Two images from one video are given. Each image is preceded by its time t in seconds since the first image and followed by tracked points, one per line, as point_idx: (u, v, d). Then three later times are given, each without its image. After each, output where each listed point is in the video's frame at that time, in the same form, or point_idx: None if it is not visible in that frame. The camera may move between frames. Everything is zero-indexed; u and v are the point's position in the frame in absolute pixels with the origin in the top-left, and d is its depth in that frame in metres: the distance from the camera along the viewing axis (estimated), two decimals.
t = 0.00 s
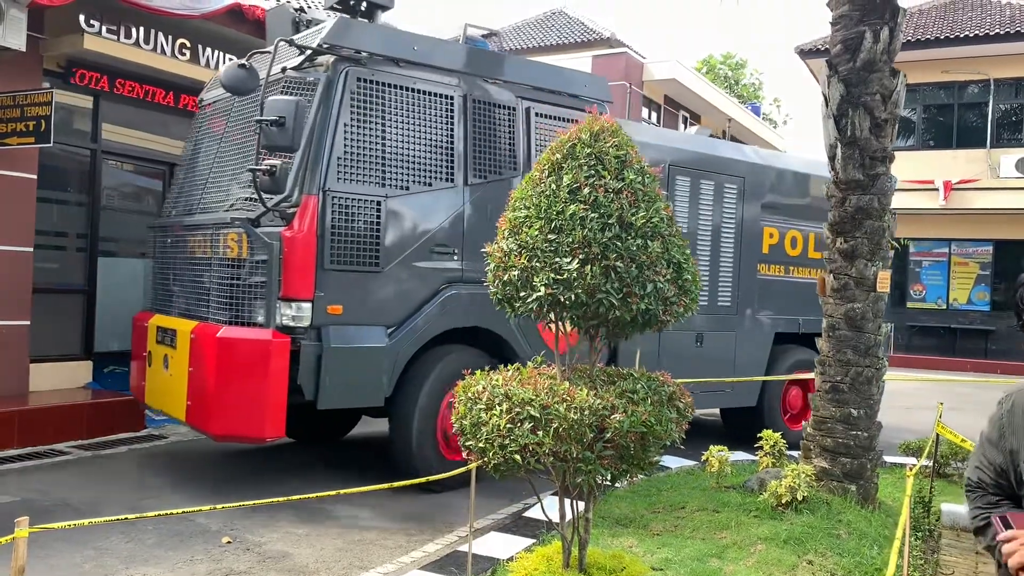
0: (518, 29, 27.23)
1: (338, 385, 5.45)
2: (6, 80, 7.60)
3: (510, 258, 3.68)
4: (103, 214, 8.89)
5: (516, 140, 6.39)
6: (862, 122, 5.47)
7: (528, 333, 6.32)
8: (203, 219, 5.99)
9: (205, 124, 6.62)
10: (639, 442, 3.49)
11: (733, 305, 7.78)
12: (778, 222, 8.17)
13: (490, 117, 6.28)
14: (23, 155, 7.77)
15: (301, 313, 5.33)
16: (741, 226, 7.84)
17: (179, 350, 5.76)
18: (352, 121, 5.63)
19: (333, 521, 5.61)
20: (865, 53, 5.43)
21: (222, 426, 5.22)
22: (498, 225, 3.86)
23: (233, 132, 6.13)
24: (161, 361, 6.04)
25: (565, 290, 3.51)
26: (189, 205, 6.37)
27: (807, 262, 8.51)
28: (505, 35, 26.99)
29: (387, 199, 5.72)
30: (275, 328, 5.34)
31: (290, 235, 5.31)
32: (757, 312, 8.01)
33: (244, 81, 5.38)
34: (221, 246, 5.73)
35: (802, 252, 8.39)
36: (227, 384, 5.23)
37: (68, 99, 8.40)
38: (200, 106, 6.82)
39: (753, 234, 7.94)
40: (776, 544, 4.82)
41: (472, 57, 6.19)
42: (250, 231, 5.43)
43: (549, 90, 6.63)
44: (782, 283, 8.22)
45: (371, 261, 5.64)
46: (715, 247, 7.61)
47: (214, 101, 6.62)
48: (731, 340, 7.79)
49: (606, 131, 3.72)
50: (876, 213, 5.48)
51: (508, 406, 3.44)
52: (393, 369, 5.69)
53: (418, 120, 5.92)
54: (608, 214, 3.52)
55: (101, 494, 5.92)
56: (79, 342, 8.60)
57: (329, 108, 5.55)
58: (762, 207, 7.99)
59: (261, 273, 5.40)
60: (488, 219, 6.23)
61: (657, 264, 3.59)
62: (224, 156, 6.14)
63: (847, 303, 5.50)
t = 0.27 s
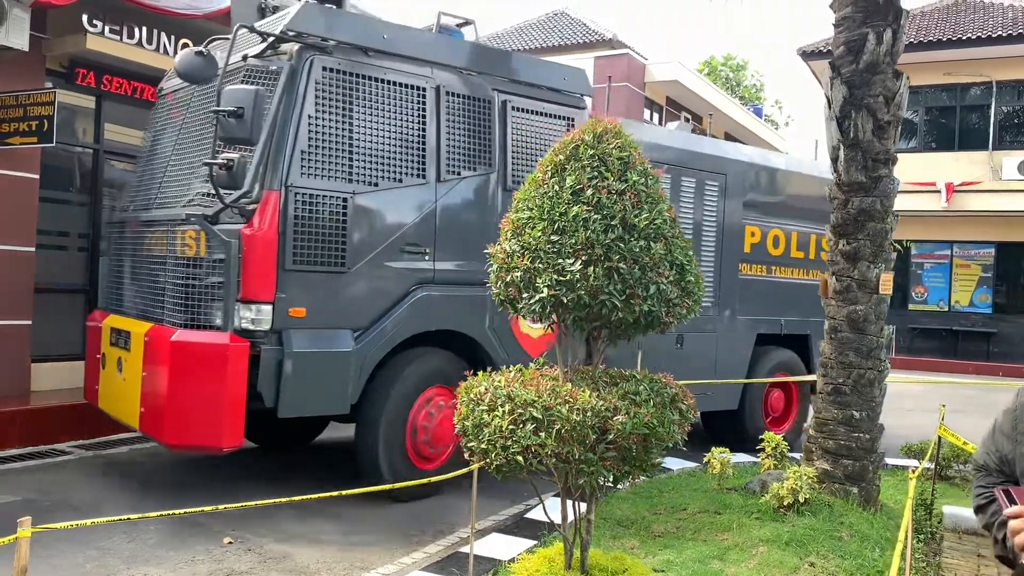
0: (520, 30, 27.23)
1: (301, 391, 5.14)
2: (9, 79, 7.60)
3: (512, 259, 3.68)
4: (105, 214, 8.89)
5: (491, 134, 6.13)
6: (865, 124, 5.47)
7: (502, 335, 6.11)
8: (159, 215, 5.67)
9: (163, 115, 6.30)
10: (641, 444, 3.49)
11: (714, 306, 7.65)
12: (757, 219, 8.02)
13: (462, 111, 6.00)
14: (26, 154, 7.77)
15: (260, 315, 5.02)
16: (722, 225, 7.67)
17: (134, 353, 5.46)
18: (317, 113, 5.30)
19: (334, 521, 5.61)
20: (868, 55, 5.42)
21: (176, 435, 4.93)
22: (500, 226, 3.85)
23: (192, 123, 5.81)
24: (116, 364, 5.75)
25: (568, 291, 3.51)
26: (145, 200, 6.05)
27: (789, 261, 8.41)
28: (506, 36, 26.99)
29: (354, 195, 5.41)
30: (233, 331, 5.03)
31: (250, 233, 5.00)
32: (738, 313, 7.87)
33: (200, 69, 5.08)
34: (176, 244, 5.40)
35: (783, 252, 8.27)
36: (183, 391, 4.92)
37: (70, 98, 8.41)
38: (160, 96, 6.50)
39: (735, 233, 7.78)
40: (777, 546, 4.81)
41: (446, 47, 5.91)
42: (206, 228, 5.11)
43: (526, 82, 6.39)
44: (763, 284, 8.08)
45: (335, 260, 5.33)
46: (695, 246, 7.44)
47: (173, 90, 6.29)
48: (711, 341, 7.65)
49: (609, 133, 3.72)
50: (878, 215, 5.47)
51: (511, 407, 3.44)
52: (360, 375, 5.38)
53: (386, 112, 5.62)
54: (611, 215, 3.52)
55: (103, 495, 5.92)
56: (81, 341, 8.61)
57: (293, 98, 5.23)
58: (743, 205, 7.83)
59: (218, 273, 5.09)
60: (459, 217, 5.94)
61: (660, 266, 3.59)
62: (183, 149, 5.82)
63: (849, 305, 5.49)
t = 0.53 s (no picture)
0: (520, 32, 27.24)
1: (256, 395, 4.86)
2: (9, 80, 7.61)
3: (511, 261, 3.68)
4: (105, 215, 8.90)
5: (458, 125, 5.90)
6: (864, 125, 5.47)
7: (472, 334, 5.91)
8: (109, 210, 5.37)
9: (117, 106, 6.02)
10: (640, 445, 3.48)
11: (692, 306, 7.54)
12: (734, 217, 7.93)
13: (427, 101, 5.77)
14: (26, 156, 7.78)
15: (212, 315, 4.73)
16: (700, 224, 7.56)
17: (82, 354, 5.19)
18: (272, 101, 5.04)
19: (333, 522, 5.61)
20: (867, 57, 5.43)
21: (124, 443, 4.67)
22: (499, 227, 3.86)
23: (145, 114, 5.53)
24: (65, 367, 5.47)
25: (567, 292, 3.51)
26: (96, 195, 5.76)
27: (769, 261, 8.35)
28: (506, 37, 27.00)
29: (311, 188, 5.14)
30: (182, 332, 4.73)
31: (201, 227, 4.70)
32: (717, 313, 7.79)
33: (148, 54, 4.71)
34: (125, 240, 5.10)
35: (762, 250, 8.22)
36: (129, 396, 4.65)
37: (70, 100, 8.41)
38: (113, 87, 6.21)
39: (713, 233, 7.69)
40: (776, 547, 4.81)
41: (409, 35, 5.68)
42: (154, 222, 4.81)
43: (494, 73, 6.19)
44: (742, 283, 8.00)
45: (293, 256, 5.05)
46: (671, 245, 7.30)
47: (126, 82, 6.03)
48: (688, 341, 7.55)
49: (609, 134, 3.72)
50: (878, 216, 5.47)
51: (510, 408, 3.44)
52: (320, 377, 5.13)
53: (346, 102, 5.36)
54: (611, 216, 3.52)
55: (102, 496, 5.92)
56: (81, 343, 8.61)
57: (246, 85, 4.96)
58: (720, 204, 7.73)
59: (167, 270, 4.79)
60: (426, 212, 5.68)
61: (659, 267, 3.59)
62: (136, 141, 5.54)
63: (849, 306, 5.49)
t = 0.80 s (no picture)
0: (518, 34, 27.26)
1: (205, 403, 4.59)
2: (7, 84, 7.62)
3: (509, 263, 3.68)
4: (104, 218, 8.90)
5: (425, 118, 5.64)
6: (861, 127, 5.48)
7: (441, 339, 5.67)
8: (51, 205, 5.09)
9: (64, 97, 5.74)
10: (638, 447, 3.48)
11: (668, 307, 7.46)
12: (709, 216, 7.87)
13: (391, 92, 5.48)
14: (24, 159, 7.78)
15: (157, 318, 4.46)
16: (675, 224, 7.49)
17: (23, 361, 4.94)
18: (222, 90, 4.73)
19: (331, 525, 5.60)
20: (864, 59, 5.44)
21: (63, 454, 4.43)
22: (497, 229, 3.86)
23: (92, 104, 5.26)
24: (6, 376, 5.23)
25: (565, 294, 3.51)
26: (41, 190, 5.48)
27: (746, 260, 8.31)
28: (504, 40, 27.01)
29: (264, 183, 4.85)
30: (124, 336, 4.46)
31: (145, 225, 4.43)
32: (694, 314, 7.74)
33: (89, 40, 4.30)
34: (67, 237, 4.81)
35: (740, 250, 8.16)
36: (69, 404, 4.41)
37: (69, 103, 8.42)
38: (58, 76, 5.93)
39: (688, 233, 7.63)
40: (775, 549, 4.81)
41: (374, 23, 5.40)
42: (95, 219, 4.52)
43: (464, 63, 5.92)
44: (719, 283, 7.95)
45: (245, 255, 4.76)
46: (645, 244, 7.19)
47: (75, 71, 5.74)
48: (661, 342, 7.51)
49: (606, 136, 3.72)
50: (875, 218, 5.48)
51: (508, 410, 3.43)
52: (275, 383, 4.86)
53: (304, 93, 5.07)
54: (608, 218, 3.52)
55: (101, 499, 5.91)
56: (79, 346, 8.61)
57: (195, 74, 4.65)
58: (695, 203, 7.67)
59: (109, 270, 4.51)
60: (389, 209, 5.39)
61: (656, 269, 3.59)
62: (82, 133, 5.26)
63: (846, 308, 5.49)
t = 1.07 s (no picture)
0: (518, 37, 27.27)
1: (153, 412, 4.38)
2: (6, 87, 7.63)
3: (508, 265, 3.68)
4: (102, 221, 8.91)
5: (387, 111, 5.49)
6: (860, 130, 5.49)
7: (408, 343, 5.50)
8: None
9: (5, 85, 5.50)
10: (636, 449, 3.48)
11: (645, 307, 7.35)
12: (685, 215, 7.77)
13: (353, 84, 5.33)
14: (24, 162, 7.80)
15: (100, 321, 4.24)
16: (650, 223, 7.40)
17: None
18: (173, 78, 4.56)
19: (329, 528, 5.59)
20: (863, 62, 5.45)
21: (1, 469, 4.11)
22: (496, 231, 3.86)
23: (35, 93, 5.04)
24: None
25: (564, 296, 3.52)
26: None
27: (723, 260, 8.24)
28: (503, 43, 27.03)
29: (216, 177, 4.66)
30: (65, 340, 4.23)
31: (88, 221, 4.21)
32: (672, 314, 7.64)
33: (24, 20, 4.24)
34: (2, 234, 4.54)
35: (717, 249, 8.10)
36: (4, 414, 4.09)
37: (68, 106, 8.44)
38: None
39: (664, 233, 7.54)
40: (774, 552, 4.81)
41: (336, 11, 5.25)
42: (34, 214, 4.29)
43: (429, 56, 5.79)
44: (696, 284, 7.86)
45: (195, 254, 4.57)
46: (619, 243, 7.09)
47: (19, 57, 5.52)
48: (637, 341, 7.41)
49: (605, 139, 3.73)
50: (874, 220, 5.49)
51: (507, 412, 3.43)
52: (229, 389, 4.68)
53: (260, 83, 4.90)
54: (607, 221, 3.52)
55: (99, 503, 5.91)
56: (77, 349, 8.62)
57: (143, 61, 4.47)
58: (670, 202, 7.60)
59: (47, 271, 4.27)
60: (351, 206, 5.23)
61: (655, 272, 3.59)
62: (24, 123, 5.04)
63: (845, 310, 5.50)
